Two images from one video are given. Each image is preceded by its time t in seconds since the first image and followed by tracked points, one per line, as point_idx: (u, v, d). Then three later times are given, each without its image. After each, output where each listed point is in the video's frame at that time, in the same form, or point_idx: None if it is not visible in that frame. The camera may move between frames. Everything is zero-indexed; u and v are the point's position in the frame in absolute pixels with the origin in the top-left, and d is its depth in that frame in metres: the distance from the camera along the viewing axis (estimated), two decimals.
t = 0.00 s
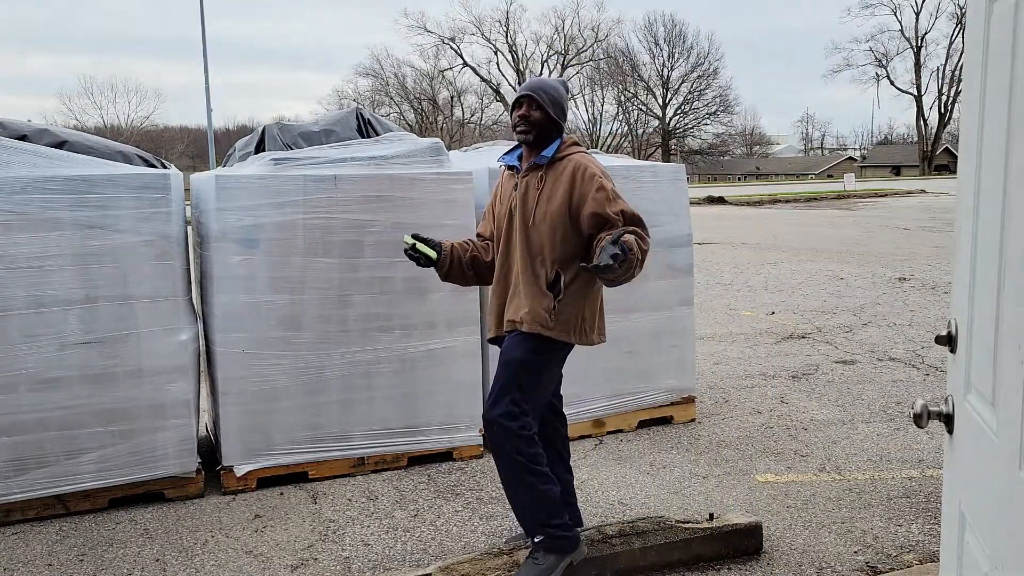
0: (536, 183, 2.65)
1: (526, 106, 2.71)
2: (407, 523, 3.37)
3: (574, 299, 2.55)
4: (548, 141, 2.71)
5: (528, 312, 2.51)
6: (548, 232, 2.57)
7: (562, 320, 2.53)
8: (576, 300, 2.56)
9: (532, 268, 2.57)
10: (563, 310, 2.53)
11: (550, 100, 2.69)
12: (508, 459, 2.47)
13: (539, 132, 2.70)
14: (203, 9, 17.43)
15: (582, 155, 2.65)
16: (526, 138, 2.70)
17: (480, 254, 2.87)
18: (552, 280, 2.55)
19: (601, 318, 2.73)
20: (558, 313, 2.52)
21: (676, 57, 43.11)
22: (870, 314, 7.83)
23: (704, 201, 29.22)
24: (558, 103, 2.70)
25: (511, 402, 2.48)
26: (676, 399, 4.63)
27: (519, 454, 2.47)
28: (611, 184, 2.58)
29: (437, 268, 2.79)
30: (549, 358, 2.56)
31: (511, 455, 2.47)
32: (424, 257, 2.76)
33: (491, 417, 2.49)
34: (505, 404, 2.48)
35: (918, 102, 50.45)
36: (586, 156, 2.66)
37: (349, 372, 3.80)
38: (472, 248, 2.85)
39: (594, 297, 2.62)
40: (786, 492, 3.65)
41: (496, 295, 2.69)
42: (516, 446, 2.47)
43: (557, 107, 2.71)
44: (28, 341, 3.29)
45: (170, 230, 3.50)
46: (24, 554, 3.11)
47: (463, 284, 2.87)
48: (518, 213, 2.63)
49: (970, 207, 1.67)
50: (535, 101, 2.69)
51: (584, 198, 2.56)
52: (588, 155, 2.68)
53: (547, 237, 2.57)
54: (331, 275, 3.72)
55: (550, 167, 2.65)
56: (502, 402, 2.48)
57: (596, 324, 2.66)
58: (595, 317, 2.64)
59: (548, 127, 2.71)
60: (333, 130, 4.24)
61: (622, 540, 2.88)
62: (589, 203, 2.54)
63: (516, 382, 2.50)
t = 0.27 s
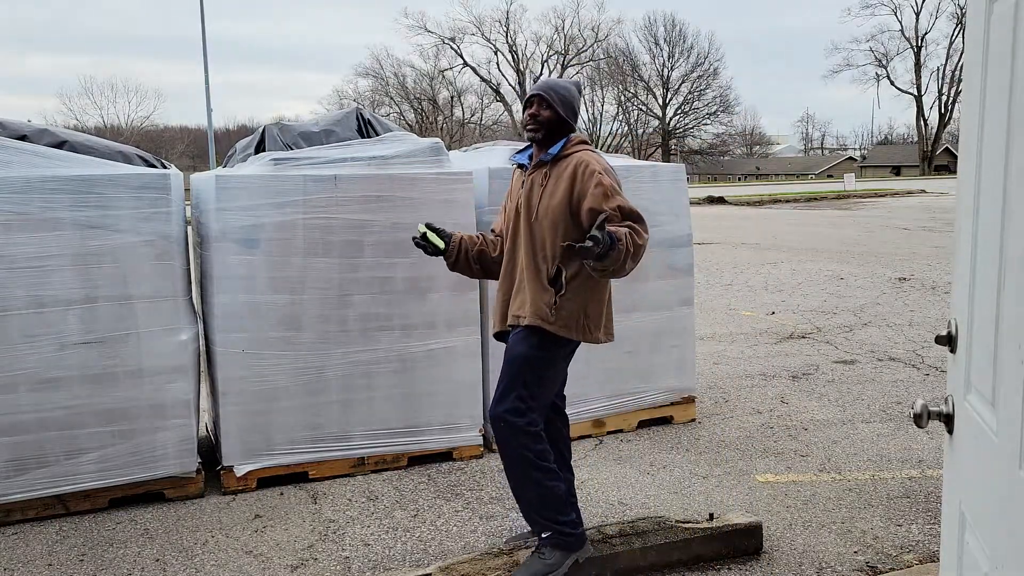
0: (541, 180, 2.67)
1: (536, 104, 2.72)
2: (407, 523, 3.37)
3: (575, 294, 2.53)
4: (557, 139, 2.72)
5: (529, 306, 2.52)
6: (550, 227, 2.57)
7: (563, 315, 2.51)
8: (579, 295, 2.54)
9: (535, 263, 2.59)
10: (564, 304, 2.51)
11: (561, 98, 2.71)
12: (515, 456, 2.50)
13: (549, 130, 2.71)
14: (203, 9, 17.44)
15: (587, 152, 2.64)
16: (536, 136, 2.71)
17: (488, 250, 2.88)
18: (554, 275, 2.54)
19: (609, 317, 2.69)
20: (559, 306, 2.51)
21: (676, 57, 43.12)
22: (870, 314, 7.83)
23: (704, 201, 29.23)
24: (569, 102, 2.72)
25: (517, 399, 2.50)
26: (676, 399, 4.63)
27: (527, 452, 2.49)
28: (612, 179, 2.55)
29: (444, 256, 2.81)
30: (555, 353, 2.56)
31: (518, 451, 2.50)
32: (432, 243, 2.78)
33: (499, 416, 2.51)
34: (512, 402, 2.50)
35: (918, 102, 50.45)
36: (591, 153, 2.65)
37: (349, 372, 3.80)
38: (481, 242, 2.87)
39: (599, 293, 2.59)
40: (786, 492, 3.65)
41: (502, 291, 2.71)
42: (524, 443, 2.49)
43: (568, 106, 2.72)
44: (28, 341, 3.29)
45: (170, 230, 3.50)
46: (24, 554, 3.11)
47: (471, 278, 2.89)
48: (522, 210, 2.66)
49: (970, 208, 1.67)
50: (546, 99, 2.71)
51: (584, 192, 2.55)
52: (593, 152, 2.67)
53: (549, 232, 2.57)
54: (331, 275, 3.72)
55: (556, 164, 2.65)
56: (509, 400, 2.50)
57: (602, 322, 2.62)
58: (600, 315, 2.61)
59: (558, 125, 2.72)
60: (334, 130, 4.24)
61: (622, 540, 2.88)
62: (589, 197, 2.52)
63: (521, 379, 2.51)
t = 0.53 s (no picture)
0: (550, 178, 2.76)
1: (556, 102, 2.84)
2: (407, 523, 3.37)
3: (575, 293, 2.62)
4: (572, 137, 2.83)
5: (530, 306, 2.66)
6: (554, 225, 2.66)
7: (563, 314, 2.61)
8: (580, 295, 2.63)
9: (539, 261, 2.69)
10: (564, 304, 2.61)
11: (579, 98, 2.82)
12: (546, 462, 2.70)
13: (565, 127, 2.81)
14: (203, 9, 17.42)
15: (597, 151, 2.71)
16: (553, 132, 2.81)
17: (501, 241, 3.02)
18: (556, 273, 2.64)
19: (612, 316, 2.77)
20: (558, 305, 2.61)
21: (676, 57, 43.12)
22: (870, 314, 7.83)
23: (704, 201, 29.23)
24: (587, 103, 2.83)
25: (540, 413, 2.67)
26: (676, 399, 4.63)
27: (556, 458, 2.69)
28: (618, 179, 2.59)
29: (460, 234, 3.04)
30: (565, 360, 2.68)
31: (557, 453, 2.68)
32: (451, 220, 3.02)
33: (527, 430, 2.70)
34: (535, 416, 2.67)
35: (919, 102, 50.44)
36: (600, 152, 2.73)
37: (349, 372, 3.80)
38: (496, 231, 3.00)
39: (601, 293, 2.68)
40: (786, 492, 3.65)
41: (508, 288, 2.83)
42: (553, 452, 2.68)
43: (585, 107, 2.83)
44: (28, 341, 3.29)
45: (170, 230, 3.50)
46: (24, 554, 3.12)
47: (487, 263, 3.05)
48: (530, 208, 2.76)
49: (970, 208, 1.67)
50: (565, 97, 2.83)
51: (588, 191, 2.63)
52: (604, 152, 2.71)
53: (553, 230, 2.66)
54: (331, 275, 3.72)
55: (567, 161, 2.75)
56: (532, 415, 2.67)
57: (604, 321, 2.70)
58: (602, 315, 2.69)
59: (574, 124, 2.83)
60: (333, 130, 4.24)
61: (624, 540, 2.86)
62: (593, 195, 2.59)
63: (538, 388, 2.67)
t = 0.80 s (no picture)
0: (577, 182, 2.78)
1: (582, 101, 2.85)
2: (408, 523, 3.37)
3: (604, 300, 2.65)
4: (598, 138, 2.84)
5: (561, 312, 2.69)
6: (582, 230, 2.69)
7: (593, 321, 2.64)
8: (610, 301, 2.66)
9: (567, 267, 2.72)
10: (595, 311, 2.64)
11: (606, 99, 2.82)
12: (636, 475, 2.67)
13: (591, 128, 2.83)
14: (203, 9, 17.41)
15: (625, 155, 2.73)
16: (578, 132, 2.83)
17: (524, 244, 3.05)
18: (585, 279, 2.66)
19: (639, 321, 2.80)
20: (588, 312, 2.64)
21: (676, 57, 43.12)
22: (870, 314, 7.83)
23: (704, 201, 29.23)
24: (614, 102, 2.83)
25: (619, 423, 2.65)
26: (676, 399, 4.63)
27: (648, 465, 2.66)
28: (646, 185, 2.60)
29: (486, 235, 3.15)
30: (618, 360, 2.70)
31: (622, 451, 2.66)
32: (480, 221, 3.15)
33: (609, 444, 2.67)
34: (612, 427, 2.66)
35: (918, 102, 50.44)
36: (629, 156, 2.74)
37: (349, 372, 3.80)
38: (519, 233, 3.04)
39: (629, 299, 2.70)
40: (786, 492, 3.65)
41: (535, 292, 2.85)
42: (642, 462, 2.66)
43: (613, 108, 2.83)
44: (28, 341, 3.29)
45: (170, 230, 3.50)
46: (25, 554, 3.12)
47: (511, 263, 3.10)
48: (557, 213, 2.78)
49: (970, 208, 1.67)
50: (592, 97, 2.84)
51: (617, 198, 2.65)
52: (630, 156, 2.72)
53: (580, 235, 2.68)
54: (331, 275, 3.72)
55: (595, 163, 2.76)
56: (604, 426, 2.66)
57: (633, 327, 2.73)
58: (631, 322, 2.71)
59: (602, 124, 2.84)
60: (333, 130, 4.24)
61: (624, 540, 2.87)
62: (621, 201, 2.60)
63: (603, 384, 2.66)
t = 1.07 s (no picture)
0: (626, 188, 2.59)
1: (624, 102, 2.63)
2: (408, 523, 3.37)
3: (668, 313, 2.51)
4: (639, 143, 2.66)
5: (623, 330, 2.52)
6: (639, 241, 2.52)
7: (659, 337, 2.49)
8: (673, 314, 2.52)
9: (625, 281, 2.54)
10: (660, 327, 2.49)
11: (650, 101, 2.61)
12: (690, 505, 2.55)
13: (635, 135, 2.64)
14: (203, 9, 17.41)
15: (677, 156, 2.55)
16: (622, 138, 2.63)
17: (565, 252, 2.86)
18: (646, 293, 2.51)
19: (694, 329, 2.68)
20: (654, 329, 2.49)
21: (676, 58, 43.13)
22: (870, 314, 7.83)
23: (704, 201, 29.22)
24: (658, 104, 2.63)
25: (680, 454, 2.51)
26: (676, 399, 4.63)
27: (702, 498, 2.55)
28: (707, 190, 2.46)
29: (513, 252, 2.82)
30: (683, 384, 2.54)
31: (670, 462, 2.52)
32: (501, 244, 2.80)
33: (661, 464, 2.54)
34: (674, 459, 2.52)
35: (919, 102, 50.43)
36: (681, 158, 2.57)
37: (349, 372, 3.80)
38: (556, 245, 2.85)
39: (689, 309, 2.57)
40: (786, 492, 3.65)
41: (585, 307, 2.66)
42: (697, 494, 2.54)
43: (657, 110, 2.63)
44: (28, 341, 3.29)
45: (170, 230, 3.50)
46: (25, 554, 3.11)
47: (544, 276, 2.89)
48: (608, 222, 2.59)
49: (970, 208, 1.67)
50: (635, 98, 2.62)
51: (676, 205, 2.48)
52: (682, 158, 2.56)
53: (638, 247, 2.52)
54: (331, 275, 3.72)
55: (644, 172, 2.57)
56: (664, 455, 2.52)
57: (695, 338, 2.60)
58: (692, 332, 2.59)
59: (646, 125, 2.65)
60: (333, 130, 4.24)
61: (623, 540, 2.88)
62: (679, 210, 2.45)
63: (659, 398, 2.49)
